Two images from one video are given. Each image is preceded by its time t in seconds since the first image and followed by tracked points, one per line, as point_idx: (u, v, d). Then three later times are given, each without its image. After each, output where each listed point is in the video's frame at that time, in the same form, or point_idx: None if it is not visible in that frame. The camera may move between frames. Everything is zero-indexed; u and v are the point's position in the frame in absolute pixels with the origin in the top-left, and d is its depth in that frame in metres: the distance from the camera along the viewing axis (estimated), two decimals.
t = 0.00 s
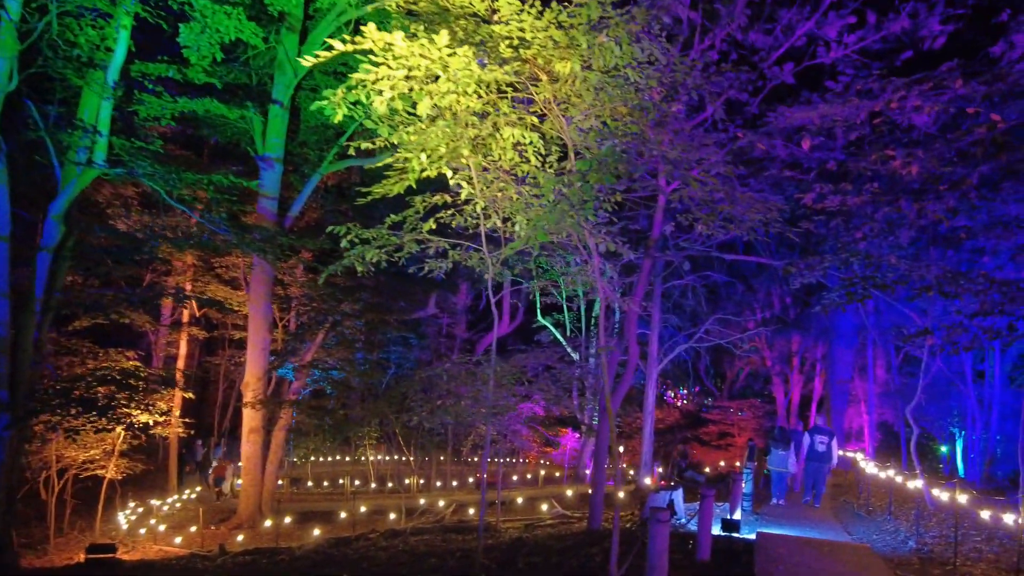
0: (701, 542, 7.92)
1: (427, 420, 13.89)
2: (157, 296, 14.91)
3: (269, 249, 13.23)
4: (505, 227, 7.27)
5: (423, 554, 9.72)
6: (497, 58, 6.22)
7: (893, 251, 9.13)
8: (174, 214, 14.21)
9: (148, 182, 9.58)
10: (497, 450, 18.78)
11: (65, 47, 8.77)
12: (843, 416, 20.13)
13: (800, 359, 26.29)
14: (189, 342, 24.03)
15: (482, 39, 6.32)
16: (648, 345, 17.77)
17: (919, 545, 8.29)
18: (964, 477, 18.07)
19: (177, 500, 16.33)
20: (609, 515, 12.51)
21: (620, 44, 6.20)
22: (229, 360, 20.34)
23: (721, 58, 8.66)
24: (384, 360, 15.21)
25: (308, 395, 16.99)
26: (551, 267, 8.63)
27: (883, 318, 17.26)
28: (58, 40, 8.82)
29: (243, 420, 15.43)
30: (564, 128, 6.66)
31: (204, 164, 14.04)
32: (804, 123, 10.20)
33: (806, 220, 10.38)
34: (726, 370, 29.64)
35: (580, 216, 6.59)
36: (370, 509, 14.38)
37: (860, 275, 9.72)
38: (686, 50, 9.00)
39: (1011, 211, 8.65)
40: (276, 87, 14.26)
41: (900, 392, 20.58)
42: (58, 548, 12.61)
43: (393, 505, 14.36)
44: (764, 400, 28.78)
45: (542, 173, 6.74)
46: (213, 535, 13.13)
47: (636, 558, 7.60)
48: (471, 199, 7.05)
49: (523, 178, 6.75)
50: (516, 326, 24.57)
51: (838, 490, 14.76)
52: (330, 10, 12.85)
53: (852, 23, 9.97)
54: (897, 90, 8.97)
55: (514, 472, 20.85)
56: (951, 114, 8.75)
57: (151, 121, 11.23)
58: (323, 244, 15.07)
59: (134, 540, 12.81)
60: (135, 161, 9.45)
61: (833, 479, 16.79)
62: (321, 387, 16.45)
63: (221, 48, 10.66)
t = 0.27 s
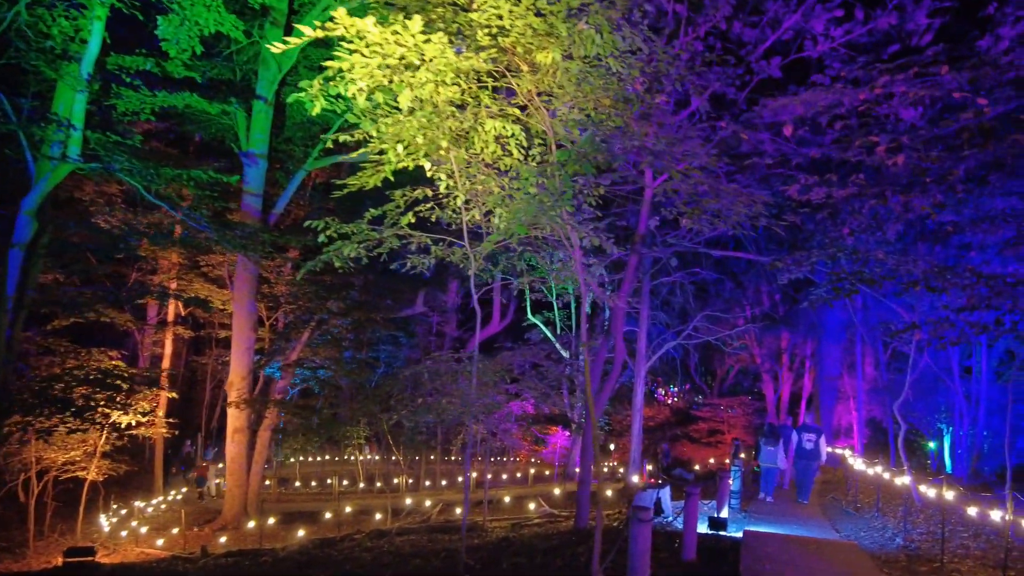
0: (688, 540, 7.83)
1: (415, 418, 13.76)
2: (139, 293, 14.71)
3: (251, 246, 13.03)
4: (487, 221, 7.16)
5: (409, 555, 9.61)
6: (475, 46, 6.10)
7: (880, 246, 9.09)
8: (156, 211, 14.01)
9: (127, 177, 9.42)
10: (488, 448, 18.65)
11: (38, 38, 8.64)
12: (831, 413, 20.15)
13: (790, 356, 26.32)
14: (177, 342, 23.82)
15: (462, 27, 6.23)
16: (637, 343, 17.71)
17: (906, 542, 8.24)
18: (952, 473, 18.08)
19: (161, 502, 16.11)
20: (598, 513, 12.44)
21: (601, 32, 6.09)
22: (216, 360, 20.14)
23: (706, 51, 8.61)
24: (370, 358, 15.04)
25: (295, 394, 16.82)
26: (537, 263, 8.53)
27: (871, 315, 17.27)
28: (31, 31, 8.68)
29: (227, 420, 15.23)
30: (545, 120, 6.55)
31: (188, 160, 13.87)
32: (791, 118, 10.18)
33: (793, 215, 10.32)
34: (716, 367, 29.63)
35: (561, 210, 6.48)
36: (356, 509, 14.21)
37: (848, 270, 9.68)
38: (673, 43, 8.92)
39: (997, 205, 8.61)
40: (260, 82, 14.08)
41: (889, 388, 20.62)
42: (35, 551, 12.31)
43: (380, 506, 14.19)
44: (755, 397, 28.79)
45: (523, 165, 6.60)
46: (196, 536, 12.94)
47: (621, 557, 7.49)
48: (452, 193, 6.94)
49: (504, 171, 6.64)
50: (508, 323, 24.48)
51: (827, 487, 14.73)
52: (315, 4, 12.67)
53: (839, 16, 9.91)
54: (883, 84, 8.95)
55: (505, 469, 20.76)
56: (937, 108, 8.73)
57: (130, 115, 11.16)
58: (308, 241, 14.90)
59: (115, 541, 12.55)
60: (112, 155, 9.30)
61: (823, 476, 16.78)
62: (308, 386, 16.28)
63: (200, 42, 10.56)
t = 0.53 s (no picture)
0: (672, 540, 7.70)
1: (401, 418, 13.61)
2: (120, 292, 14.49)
3: (233, 243, 12.85)
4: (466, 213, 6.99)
5: (392, 556, 9.46)
6: (447, 31, 5.95)
7: (869, 241, 8.99)
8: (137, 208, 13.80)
9: (101, 171, 9.23)
10: (477, 448, 18.49)
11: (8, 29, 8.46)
12: (822, 412, 20.08)
13: (782, 355, 26.27)
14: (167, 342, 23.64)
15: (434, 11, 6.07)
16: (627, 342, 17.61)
17: (894, 540, 8.12)
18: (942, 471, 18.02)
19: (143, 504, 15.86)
20: (585, 513, 12.33)
21: (576, 16, 5.96)
22: (204, 360, 19.95)
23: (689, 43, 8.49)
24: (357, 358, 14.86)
25: (281, 395, 16.62)
26: (521, 258, 8.38)
27: (861, 313, 17.19)
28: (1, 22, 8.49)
29: (211, 421, 15.02)
30: (522, 108, 6.38)
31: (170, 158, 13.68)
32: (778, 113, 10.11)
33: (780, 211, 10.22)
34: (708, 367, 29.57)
35: (538, 201, 6.32)
36: (341, 510, 14.03)
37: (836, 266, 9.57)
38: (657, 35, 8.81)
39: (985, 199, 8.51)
40: (244, 78, 13.89)
41: (880, 386, 20.55)
42: (11, 556, 11.97)
43: (366, 507, 14.01)
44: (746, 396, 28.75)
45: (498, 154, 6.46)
46: (177, 539, 12.73)
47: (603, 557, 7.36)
48: (428, 184, 6.79)
49: (480, 160, 6.47)
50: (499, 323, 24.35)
51: (817, 486, 14.63)
52: None
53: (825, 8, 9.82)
54: (870, 77, 8.88)
55: (495, 470, 20.61)
56: (924, 100, 8.65)
57: (107, 109, 11.03)
58: (294, 239, 14.72)
59: (93, 545, 12.26)
60: (86, 150, 9.11)
61: (813, 475, 16.69)
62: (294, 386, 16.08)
63: (177, 35, 10.40)
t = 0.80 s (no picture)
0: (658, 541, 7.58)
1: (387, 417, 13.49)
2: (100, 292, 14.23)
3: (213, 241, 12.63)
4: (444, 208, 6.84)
5: (374, 558, 9.29)
6: (421, 17, 5.79)
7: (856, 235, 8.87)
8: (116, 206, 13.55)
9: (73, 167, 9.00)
10: (465, 448, 18.33)
11: None
12: (812, 409, 20.05)
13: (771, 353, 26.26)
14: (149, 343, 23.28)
15: None
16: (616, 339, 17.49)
17: (882, 539, 8.04)
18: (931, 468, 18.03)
19: (125, 507, 15.61)
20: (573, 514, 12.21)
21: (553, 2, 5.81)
22: (188, 361, 19.70)
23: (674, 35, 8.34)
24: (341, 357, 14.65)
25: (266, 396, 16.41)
26: (503, 256, 8.20)
27: (850, 310, 17.15)
28: None
29: (193, 422, 14.78)
30: (499, 100, 6.28)
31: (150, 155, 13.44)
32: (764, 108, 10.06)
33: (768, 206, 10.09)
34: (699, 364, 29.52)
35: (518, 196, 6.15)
36: (326, 512, 13.86)
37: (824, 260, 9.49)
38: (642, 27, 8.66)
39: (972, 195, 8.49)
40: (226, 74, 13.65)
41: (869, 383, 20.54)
42: None
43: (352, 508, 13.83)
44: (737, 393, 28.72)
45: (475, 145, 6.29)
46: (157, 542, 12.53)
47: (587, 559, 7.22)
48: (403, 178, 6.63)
49: (457, 152, 6.31)
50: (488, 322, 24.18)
51: (806, 484, 14.55)
52: None
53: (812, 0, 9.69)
54: (857, 70, 8.76)
55: (484, 469, 20.47)
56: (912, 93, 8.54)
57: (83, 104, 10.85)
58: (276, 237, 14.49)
59: (71, 550, 12.03)
60: (58, 145, 8.88)
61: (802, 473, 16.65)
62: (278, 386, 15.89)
63: (152, 28, 10.34)
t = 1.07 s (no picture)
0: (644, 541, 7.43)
1: (371, 416, 13.25)
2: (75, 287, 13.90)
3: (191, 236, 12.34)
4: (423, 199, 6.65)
5: (355, 560, 9.08)
6: None
7: (844, 231, 8.81)
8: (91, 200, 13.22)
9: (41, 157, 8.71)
10: (452, 446, 18.14)
11: None
12: (799, 407, 19.99)
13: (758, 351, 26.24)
14: (129, 341, 22.88)
15: None
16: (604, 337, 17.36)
17: (870, 539, 7.93)
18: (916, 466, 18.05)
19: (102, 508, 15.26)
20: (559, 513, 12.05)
21: None
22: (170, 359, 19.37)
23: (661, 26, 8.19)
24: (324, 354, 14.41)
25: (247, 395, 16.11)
26: (486, 250, 8.02)
27: (837, 307, 17.09)
28: None
29: (172, 421, 14.46)
30: (480, 87, 6.10)
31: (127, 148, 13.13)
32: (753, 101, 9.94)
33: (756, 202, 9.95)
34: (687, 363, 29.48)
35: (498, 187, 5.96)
36: (308, 512, 13.61)
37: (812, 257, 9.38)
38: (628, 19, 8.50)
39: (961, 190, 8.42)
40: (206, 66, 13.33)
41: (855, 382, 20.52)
42: None
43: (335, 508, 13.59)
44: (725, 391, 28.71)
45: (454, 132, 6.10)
46: (133, 545, 12.23)
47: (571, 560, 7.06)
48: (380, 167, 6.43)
49: (435, 140, 6.12)
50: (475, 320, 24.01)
51: (793, 482, 14.49)
52: None
53: None
54: (846, 63, 8.64)
55: (471, 468, 20.29)
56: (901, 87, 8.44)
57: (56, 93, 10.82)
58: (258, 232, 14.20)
59: (43, 552, 11.71)
60: (25, 134, 8.59)
61: (789, 472, 16.58)
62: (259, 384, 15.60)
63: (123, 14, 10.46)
